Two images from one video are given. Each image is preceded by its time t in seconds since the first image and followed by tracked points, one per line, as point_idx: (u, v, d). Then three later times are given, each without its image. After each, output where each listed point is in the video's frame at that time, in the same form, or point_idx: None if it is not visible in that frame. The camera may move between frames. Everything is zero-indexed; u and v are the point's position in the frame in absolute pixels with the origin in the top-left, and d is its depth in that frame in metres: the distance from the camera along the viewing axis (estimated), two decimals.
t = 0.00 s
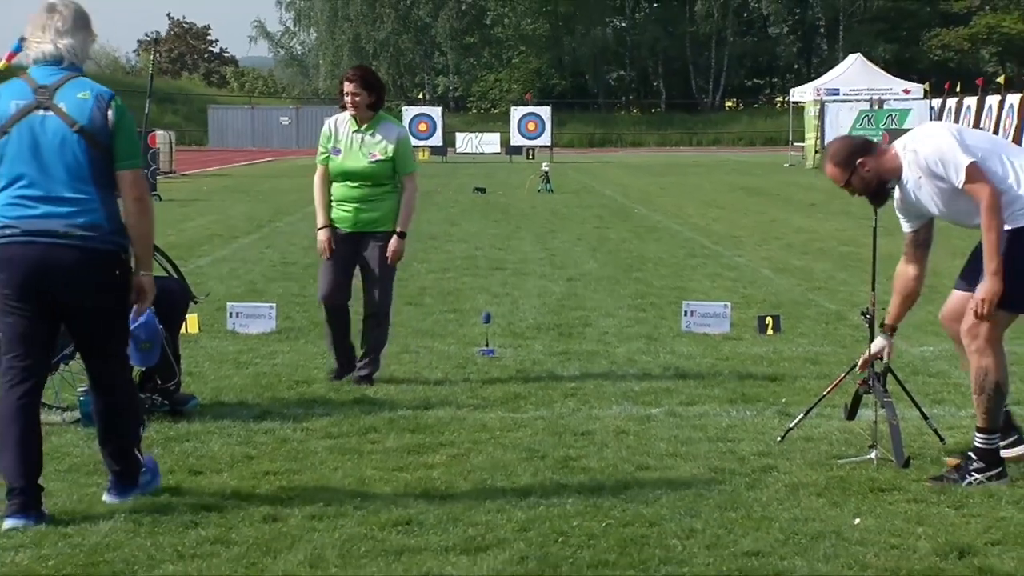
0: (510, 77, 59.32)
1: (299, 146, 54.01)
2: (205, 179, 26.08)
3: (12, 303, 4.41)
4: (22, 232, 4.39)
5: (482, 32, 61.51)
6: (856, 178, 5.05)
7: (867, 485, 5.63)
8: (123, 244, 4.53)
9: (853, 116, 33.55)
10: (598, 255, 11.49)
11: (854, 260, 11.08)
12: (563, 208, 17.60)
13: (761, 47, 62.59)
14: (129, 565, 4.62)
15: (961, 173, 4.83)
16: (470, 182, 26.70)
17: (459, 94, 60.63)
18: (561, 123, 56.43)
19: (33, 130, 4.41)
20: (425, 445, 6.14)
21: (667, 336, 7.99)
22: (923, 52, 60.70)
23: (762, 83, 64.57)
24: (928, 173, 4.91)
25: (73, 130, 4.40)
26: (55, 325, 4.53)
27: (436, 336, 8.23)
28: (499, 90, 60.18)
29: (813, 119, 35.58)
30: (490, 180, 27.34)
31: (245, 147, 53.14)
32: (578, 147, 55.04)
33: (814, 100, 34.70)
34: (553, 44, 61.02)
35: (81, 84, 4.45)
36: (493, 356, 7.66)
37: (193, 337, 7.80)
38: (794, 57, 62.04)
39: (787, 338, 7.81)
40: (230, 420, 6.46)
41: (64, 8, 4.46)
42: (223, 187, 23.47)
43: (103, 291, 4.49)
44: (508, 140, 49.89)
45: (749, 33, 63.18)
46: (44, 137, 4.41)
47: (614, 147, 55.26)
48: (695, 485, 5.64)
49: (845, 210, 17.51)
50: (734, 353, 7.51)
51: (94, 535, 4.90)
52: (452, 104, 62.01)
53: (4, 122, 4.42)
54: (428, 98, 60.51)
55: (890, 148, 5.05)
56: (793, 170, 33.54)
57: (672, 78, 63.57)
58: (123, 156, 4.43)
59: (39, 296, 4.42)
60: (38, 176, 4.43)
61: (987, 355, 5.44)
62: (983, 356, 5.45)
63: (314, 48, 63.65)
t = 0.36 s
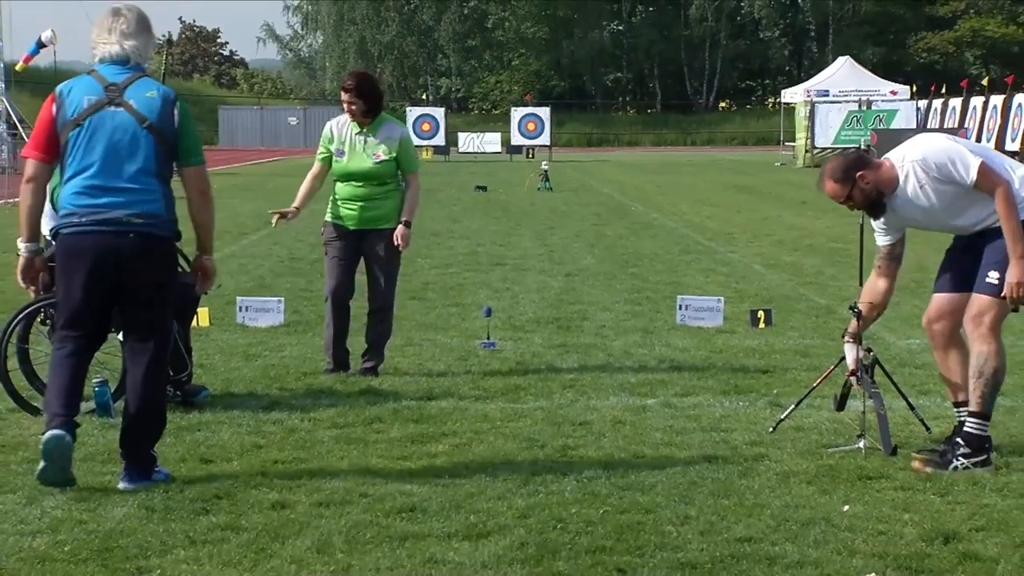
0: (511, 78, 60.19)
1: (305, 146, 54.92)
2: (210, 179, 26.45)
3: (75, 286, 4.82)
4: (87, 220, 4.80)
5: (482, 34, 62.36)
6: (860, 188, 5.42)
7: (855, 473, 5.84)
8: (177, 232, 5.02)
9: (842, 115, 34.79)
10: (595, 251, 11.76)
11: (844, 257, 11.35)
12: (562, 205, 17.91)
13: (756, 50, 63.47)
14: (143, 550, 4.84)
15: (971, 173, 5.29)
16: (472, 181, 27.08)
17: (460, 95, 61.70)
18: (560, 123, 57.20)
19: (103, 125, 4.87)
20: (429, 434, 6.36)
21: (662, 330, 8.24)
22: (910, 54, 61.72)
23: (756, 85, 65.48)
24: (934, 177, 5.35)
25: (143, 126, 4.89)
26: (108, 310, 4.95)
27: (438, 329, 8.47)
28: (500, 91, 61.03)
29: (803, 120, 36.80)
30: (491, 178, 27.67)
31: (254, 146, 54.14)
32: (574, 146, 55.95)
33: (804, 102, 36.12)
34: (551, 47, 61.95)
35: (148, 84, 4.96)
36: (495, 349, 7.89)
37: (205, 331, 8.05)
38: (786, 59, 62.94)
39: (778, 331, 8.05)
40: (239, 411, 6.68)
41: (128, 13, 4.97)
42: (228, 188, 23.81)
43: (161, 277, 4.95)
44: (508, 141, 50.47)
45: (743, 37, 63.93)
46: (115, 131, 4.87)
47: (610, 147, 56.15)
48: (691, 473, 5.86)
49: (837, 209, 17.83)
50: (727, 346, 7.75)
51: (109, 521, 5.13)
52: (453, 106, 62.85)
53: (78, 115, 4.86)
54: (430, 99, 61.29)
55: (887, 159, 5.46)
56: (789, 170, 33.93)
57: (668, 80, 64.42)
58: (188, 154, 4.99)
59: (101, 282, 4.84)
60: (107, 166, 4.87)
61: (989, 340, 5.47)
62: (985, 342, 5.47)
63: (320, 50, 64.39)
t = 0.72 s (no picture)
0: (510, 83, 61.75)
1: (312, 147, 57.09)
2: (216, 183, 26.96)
3: (103, 283, 5.21)
4: (110, 221, 5.16)
5: (483, 40, 63.81)
6: (893, 165, 5.57)
7: (844, 463, 6.06)
8: (194, 230, 5.37)
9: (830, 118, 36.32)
10: (592, 248, 12.07)
11: (832, 254, 11.67)
12: (559, 206, 18.39)
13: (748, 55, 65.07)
14: (154, 539, 5.06)
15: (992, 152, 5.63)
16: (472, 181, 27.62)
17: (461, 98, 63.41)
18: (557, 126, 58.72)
19: (122, 133, 5.23)
20: (431, 427, 6.57)
21: (657, 325, 8.50)
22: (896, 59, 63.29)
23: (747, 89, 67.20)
24: (959, 157, 5.63)
25: (161, 132, 5.26)
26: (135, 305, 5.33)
27: (439, 325, 8.71)
28: (500, 95, 62.59)
29: (792, 122, 38.25)
30: (491, 179, 28.18)
31: (264, 149, 56.36)
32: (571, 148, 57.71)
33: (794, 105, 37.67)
34: (548, 53, 63.59)
35: (164, 93, 5.32)
36: (495, 344, 8.12)
37: (214, 326, 8.31)
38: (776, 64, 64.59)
39: (768, 327, 8.30)
40: (248, 404, 6.91)
41: (143, 27, 5.34)
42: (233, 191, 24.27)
43: (182, 272, 5.30)
44: (507, 142, 51.41)
45: (735, 42, 65.36)
46: (134, 138, 5.23)
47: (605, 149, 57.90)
48: (684, 464, 6.07)
49: (826, 211, 18.26)
50: (719, 341, 8.01)
51: (121, 511, 5.35)
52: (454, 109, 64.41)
53: (99, 124, 5.22)
54: (432, 101, 62.69)
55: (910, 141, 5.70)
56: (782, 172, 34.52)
57: (662, 84, 65.94)
58: (204, 156, 5.35)
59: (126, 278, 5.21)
60: (127, 171, 5.22)
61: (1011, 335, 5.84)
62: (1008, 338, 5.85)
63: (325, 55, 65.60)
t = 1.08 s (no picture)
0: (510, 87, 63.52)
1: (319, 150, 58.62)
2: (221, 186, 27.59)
3: (112, 274, 5.59)
4: (116, 217, 5.55)
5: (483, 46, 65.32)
6: (911, 116, 5.86)
7: (830, 454, 6.31)
8: (195, 223, 5.73)
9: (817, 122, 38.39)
10: (587, 247, 12.42)
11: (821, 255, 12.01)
12: (556, 206, 18.82)
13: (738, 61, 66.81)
14: (166, 526, 5.30)
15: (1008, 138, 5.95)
16: (472, 182, 28.26)
17: (461, 103, 63.94)
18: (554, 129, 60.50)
19: (120, 135, 5.61)
20: (431, 419, 6.84)
21: (650, 321, 8.80)
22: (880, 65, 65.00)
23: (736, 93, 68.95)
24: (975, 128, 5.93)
25: (153, 131, 5.61)
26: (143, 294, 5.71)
27: (441, 319, 9.00)
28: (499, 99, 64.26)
29: (781, 126, 40.17)
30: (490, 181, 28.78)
31: (272, 151, 57.83)
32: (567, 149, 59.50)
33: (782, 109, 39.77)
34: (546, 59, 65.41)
35: (157, 95, 5.68)
36: (493, 339, 8.39)
37: (224, 322, 8.63)
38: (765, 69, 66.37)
39: (757, 324, 8.62)
40: (256, 397, 7.17)
41: (139, 32, 5.69)
42: (238, 194, 24.84)
43: (183, 261, 5.67)
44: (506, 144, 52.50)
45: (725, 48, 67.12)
46: (131, 139, 5.61)
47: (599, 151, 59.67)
48: (676, 455, 6.32)
49: (814, 213, 18.75)
50: (710, 337, 8.32)
51: (134, 499, 5.61)
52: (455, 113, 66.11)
53: (98, 128, 5.63)
54: (434, 104, 64.31)
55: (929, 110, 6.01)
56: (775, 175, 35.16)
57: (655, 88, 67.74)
58: (197, 150, 5.67)
59: (132, 270, 5.59)
60: (127, 171, 5.61)
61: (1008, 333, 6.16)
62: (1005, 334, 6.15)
63: (330, 61, 67.08)
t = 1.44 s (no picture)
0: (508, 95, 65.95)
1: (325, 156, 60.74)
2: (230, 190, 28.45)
3: (136, 269, 5.90)
4: (142, 217, 5.87)
5: (483, 55, 67.51)
6: (951, 62, 6.52)
7: (815, 446, 6.58)
8: (213, 225, 6.07)
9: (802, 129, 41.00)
10: (584, 247, 12.86)
11: (808, 258, 12.43)
12: (553, 207, 19.41)
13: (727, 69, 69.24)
14: (180, 515, 5.56)
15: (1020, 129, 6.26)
16: (473, 185, 29.12)
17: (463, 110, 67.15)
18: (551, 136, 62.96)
19: (149, 140, 5.94)
20: (435, 413, 7.15)
21: (644, 318, 9.14)
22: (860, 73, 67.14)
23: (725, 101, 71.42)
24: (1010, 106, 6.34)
25: (180, 138, 5.95)
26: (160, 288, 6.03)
27: (442, 316, 9.34)
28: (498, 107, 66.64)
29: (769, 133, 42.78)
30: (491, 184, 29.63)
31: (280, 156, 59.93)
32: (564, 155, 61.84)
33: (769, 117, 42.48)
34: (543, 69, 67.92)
35: (183, 104, 6.02)
36: (493, 336, 8.71)
37: (235, 320, 9.00)
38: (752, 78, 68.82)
39: (745, 322, 8.98)
40: (266, 391, 7.48)
41: (166, 47, 6.06)
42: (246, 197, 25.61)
43: (203, 259, 6.02)
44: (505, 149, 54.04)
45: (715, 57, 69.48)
46: (159, 144, 5.93)
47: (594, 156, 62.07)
48: (668, 447, 6.61)
49: (803, 215, 19.35)
50: (701, 333, 8.67)
51: (150, 490, 5.88)
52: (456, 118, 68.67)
53: (127, 133, 5.94)
54: (437, 110, 66.74)
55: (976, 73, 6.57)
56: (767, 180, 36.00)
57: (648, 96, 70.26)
58: (218, 158, 6.02)
59: (155, 266, 5.92)
60: (155, 172, 5.91)
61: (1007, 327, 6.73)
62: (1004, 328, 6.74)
63: (336, 70, 69.10)
